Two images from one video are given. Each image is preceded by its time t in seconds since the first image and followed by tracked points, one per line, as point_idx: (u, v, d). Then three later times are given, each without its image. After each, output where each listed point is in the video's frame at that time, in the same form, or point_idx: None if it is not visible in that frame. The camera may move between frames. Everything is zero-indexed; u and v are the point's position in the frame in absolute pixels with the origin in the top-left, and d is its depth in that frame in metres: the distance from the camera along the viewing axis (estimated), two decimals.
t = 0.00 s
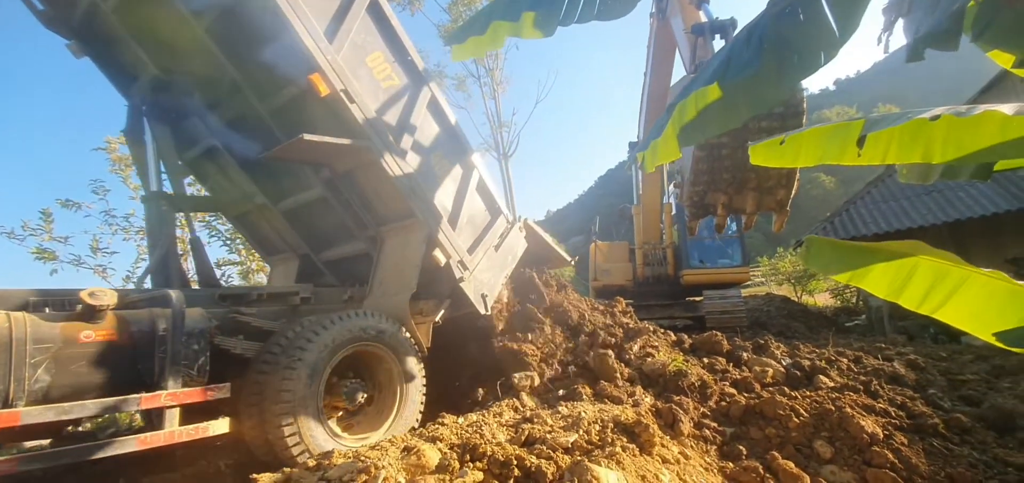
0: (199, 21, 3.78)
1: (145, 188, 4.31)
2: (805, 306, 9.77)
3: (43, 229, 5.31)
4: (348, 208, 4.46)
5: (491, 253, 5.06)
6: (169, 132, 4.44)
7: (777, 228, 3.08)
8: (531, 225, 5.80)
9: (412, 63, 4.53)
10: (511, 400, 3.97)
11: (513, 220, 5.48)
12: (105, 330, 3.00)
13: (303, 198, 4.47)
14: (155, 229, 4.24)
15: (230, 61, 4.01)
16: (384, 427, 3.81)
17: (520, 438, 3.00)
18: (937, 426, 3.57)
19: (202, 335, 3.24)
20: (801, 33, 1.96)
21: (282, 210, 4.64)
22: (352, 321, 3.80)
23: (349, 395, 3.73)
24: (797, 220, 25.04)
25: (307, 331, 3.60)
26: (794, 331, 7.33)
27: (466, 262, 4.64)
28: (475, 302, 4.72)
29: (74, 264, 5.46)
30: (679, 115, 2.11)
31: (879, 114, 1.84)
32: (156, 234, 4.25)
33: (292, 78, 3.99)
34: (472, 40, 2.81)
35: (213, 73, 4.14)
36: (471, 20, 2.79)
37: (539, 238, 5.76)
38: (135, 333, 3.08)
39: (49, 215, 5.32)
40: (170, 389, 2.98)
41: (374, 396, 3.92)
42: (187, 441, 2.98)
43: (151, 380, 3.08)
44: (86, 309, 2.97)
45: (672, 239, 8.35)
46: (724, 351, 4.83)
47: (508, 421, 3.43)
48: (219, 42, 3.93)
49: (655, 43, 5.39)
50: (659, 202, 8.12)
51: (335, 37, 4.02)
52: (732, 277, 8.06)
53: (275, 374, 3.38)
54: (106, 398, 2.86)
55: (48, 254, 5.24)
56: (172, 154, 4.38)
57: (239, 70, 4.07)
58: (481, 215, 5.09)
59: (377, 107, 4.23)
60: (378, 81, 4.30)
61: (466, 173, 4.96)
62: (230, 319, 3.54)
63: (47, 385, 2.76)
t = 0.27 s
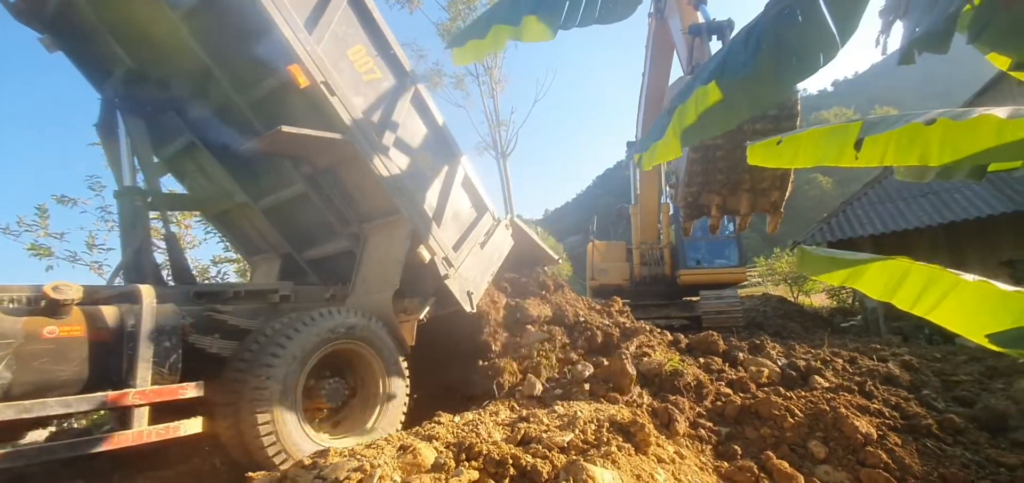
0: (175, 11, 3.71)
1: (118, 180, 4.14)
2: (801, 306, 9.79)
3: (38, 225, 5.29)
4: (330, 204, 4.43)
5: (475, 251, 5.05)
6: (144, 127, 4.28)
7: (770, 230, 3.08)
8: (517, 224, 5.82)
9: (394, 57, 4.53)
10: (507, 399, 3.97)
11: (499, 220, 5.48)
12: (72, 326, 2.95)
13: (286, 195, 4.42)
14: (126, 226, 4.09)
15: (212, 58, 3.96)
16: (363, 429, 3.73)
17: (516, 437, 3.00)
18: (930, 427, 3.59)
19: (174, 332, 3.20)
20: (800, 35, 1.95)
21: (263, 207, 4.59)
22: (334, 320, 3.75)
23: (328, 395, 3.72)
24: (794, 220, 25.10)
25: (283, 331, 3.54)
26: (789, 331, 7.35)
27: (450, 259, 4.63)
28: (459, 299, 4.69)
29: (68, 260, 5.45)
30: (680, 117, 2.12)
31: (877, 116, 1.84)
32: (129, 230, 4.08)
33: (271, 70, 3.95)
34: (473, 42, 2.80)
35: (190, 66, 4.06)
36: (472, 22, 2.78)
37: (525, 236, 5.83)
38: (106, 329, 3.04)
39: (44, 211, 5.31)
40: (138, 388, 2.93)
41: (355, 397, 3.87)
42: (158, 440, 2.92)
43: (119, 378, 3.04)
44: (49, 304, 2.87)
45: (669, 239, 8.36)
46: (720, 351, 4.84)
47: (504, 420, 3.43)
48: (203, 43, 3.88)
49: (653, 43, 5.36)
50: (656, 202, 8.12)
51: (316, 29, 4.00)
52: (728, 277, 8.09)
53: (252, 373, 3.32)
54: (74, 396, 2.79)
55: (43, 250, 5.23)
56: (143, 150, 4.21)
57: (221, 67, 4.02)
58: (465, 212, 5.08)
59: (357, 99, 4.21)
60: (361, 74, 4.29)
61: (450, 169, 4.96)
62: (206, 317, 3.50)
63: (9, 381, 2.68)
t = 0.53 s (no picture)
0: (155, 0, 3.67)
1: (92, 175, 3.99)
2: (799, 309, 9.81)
3: (37, 221, 5.31)
4: (315, 202, 4.39)
5: (462, 248, 5.06)
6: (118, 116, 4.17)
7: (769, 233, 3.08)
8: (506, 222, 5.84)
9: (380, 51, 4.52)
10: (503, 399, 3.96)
11: (487, 218, 5.50)
12: (36, 319, 2.83)
13: (266, 191, 4.36)
14: (101, 221, 3.91)
15: (190, 48, 3.93)
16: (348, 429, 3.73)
17: (512, 436, 3.00)
18: (925, 430, 3.59)
19: (144, 326, 3.22)
20: (802, 37, 1.96)
21: (245, 204, 4.51)
22: (309, 318, 3.68)
23: (309, 394, 3.67)
24: (794, 222, 25.15)
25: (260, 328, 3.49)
26: (787, 333, 7.37)
27: (435, 255, 4.64)
28: (445, 296, 4.71)
29: (67, 256, 5.47)
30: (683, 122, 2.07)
31: (877, 117, 1.85)
32: (103, 225, 3.91)
33: (252, 61, 3.93)
34: (472, 41, 2.78)
35: (170, 58, 4.02)
36: (472, 21, 2.76)
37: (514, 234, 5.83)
38: (71, 323, 2.90)
39: (43, 207, 5.32)
40: (105, 384, 2.91)
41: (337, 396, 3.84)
42: (127, 436, 2.92)
43: (84, 373, 2.90)
44: (11, 295, 2.75)
45: (668, 240, 8.37)
46: (717, 352, 4.84)
47: (500, 419, 3.43)
48: (184, 37, 3.88)
49: (653, 43, 5.35)
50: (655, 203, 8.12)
51: (298, 21, 4.01)
52: (726, 279, 8.10)
53: (228, 371, 3.27)
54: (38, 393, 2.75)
55: (41, 246, 5.23)
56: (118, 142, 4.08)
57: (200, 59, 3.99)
58: (452, 209, 5.08)
59: (341, 92, 4.22)
60: (344, 67, 4.28)
61: (436, 165, 4.97)
62: (184, 314, 3.52)
63: None
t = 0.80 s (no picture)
0: None
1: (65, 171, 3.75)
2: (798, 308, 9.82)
3: (35, 220, 5.31)
4: (299, 202, 4.30)
5: (450, 246, 5.00)
6: (92, 112, 3.85)
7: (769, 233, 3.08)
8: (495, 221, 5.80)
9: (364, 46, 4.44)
10: (503, 399, 3.96)
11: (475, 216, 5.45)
12: None
13: (248, 191, 4.30)
14: (77, 220, 3.66)
15: (159, 33, 3.81)
16: (332, 432, 3.60)
17: (511, 437, 3.01)
18: (924, 429, 3.59)
19: (117, 326, 3.09)
20: (802, 38, 1.96)
21: (228, 203, 4.44)
22: (290, 317, 3.56)
23: (290, 396, 3.55)
24: (794, 221, 25.17)
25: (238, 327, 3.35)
26: (786, 333, 7.37)
27: (422, 254, 4.58)
28: (432, 295, 4.64)
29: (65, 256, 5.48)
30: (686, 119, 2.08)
31: (879, 118, 1.88)
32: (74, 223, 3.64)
33: (232, 55, 3.84)
34: (472, 37, 2.78)
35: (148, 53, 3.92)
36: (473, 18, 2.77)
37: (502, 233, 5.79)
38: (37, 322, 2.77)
39: (41, 207, 5.33)
40: (73, 385, 2.77)
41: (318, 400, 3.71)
42: (97, 439, 2.77)
43: (51, 375, 2.78)
44: None
45: (666, 240, 8.37)
46: (716, 352, 4.84)
47: (500, 420, 3.43)
48: (162, 32, 3.82)
49: (652, 42, 5.36)
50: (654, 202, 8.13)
51: (279, 13, 3.90)
52: (725, 278, 8.10)
53: (203, 371, 3.13)
54: None
55: (39, 246, 5.23)
56: (91, 136, 3.77)
57: (173, 48, 3.91)
58: (439, 207, 5.02)
59: (324, 87, 4.12)
60: (327, 62, 4.19)
61: (422, 162, 4.91)
62: (161, 314, 3.39)
63: None
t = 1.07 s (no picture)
0: None
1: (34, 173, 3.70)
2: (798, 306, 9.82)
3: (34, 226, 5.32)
4: (280, 203, 4.24)
5: (436, 246, 4.92)
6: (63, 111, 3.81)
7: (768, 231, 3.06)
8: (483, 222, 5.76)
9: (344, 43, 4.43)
10: (502, 400, 3.95)
11: (462, 217, 5.43)
12: None
13: (230, 191, 4.32)
14: (45, 221, 3.66)
15: (135, 30, 3.71)
16: (319, 434, 3.58)
17: (511, 438, 3.00)
18: (924, 427, 3.58)
19: (83, 331, 2.93)
20: (796, 37, 1.95)
21: (207, 206, 4.49)
22: (266, 322, 3.49)
23: (268, 404, 3.49)
24: (794, 219, 25.16)
25: (213, 333, 3.27)
26: (786, 331, 7.36)
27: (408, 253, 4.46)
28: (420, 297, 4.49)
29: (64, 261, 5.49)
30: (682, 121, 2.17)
31: (871, 118, 1.97)
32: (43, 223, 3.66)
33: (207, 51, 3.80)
34: (468, 37, 2.82)
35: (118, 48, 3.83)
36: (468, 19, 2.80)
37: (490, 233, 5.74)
38: None
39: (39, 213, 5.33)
40: (33, 393, 2.67)
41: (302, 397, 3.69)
42: (61, 450, 2.70)
43: (13, 382, 2.64)
44: None
45: (666, 239, 8.36)
46: (716, 351, 4.84)
47: (500, 421, 3.43)
48: (135, 30, 3.72)
49: (649, 42, 5.37)
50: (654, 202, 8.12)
51: (254, 8, 3.87)
52: (724, 277, 8.10)
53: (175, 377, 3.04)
54: None
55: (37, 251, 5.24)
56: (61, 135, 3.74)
57: (147, 47, 3.81)
58: (425, 207, 4.95)
59: (302, 83, 4.09)
60: (306, 58, 4.16)
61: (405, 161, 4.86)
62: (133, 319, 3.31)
63: None
